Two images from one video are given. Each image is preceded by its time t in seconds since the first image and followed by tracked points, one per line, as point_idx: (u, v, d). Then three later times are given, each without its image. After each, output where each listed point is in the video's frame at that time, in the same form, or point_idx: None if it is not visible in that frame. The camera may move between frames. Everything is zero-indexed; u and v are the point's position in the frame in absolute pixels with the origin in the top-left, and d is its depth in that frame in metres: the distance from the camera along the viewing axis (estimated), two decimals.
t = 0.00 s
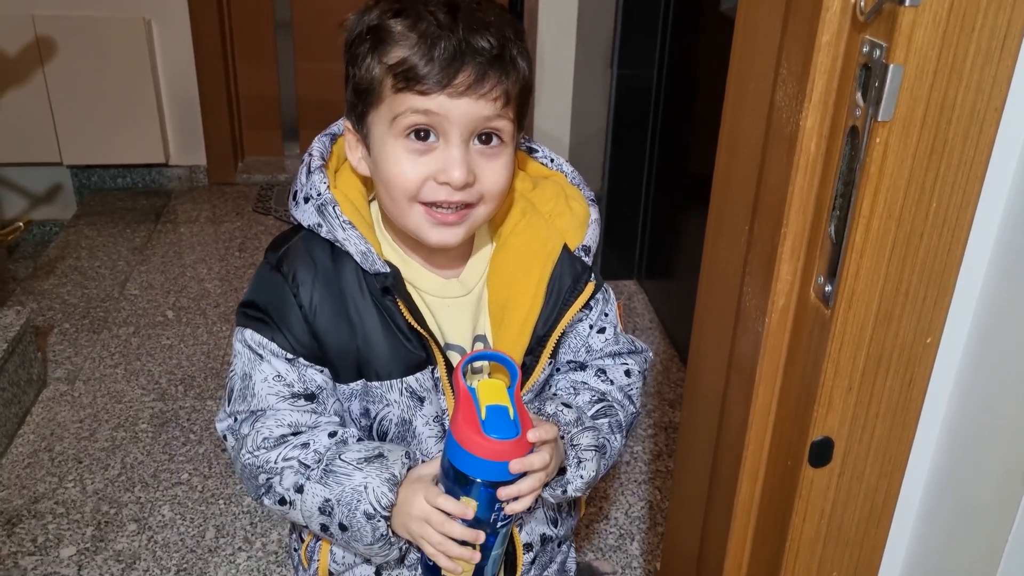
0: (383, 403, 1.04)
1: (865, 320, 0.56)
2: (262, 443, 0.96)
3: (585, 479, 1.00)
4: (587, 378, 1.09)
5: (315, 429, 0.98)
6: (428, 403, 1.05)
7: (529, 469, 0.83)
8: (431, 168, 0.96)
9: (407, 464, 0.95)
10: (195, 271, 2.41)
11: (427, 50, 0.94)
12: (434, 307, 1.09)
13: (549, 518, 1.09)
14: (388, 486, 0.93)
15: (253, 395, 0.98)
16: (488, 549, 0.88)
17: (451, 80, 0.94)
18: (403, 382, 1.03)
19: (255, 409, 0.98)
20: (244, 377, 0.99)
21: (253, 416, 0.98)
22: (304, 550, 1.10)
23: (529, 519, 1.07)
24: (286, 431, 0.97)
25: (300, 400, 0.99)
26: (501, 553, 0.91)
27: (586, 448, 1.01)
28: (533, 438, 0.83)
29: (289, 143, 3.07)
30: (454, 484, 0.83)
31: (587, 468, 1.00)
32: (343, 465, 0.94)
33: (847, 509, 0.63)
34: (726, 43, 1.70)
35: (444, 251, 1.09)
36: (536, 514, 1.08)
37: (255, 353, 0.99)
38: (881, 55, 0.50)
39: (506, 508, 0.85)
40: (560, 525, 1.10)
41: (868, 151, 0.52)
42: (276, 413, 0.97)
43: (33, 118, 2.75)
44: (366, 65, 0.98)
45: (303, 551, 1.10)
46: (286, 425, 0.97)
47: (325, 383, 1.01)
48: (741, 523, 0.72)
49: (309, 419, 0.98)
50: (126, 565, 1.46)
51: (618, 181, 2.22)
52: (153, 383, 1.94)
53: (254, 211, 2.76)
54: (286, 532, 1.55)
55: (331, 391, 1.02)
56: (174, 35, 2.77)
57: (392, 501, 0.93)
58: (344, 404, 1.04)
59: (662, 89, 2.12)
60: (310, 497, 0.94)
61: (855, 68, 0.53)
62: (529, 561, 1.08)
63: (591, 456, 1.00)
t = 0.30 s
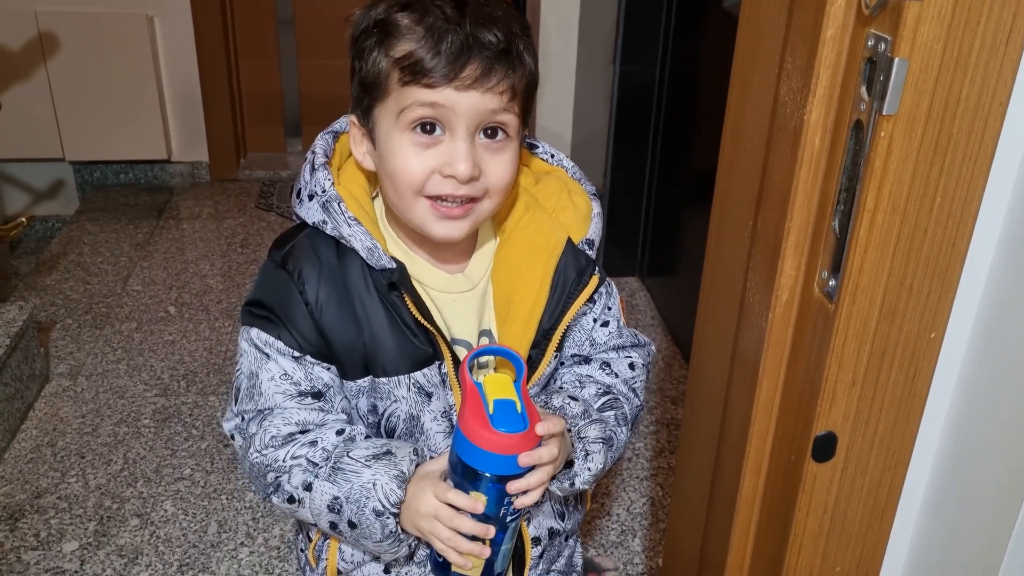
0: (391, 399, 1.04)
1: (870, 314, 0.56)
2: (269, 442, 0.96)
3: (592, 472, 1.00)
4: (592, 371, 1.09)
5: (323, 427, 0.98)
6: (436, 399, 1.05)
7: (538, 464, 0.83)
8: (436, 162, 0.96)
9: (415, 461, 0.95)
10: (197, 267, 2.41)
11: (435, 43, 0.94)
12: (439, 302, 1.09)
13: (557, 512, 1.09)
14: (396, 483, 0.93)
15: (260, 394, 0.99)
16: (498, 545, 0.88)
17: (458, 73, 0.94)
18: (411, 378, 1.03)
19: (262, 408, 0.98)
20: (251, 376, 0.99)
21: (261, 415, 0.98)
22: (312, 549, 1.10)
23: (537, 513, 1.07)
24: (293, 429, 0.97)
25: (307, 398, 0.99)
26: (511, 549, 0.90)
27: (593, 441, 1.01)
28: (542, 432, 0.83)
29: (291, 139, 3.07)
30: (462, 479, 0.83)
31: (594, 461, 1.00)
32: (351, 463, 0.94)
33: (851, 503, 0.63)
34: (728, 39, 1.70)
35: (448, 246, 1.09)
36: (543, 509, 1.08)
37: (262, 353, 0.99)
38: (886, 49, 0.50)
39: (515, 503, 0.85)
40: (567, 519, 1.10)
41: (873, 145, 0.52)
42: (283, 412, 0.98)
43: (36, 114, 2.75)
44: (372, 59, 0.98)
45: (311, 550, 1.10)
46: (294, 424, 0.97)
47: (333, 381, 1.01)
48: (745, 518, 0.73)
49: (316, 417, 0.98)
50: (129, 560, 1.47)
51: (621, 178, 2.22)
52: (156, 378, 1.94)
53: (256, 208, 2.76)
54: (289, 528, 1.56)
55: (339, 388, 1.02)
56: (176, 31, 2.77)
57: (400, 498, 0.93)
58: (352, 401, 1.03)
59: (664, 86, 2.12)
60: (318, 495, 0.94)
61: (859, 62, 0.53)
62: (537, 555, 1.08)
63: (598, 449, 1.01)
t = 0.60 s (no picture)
0: (394, 394, 1.03)
1: (871, 307, 0.56)
2: (271, 438, 0.96)
3: (595, 468, 1.00)
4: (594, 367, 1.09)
5: (325, 423, 0.98)
6: (439, 395, 1.05)
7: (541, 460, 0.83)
8: (441, 153, 0.96)
9: (418, 457, 0.95)
10: (197, 261, 2.41)
11: (439, 34, 0.94)
12: (442, 297, 1.08)
13: (558, 508, 1.09)
14: (399, 479, 0.93)
15: (263, 390, 0.99)
16: (500, 541, 0.88)
17: (462, 64, 0.93)
18: (414, 373, 1.03)
19: (264, 403, 0.98)
20: (252, 371, 0.99)
21: (263, 410, 0.98)
22: (312, 544, 1.10)
23: (538, 509, 1.07)
24: (295, 425, 0.97)
25: (309, 394, 0.99)
26: (513, 545, 0.90)
27: (596, 437, 1.01)
28: (547, 428, 0.82)
29: (291, 134, 3.07)
30: (466, 475, 0.83)
31: (597, 458, 1.00)
32: (354, 459, 0.94)
33: (851, 496, 0.63)
34: (730, 34, 1.69)
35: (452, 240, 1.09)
36: (544, 505, 1.08)
37: (263, 348, 0.99)
38: (889, 40, 0.50)
39: (518, 499, 0.85)
40: (568, 515, 1.10)
41: (875, 137, 0.51)
42: (286, 408, 0.98)
43: (36, 108, 2.75)
44: (376, 51, 0.98)
45: (311, 545, 1.10)
46: (296, 419, 0.97)
47: (335, 376, 1.01)
48: (745, 512, 0.72)
49: (318, 412, 0.98)
50: (129, 554, 1.47)
51: (621, 174, 2.22)
52: (155, 373, 1.94)
53: (257, 203, 2.76)
54: (288, 522, 1.55)
55: (341, 383, 1.02)
56: (177, 26, 2.76)
57: (403, 494, 0.93)
58: (354, 396, 1.03)
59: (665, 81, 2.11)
60: (321, 491, 0.94)
61: (862, 54, 0.53)
62: (539, 551, 1.08)
63: (601, 446, 1.01)
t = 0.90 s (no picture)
0: (387, 394, 1.03)
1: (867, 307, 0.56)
2: (263, 434, 0.96)
3: (589, 473, 1.00)
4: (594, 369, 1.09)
5: (318, 421, 0.97)
6: (433, 396, 1.05)
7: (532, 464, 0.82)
8: (437, 151, 0.96)
9: (409, 458, 0.95)
10: (194, 257, 2.40)
11: (434, 30, 0.93)
12: (439, 296, 1.08)
13: (555, 510, 1.09)
14: (389, 481, 0.92)
15: (256, 386, 0.98)
16: (490, 544, 0.88)
17: (458, 60, 0.93)
18: (407, 373, 1.03)
19: (258, 399, 0.98)
20: (246, 367, 0.99)
21: (256, 406, 0.98)
22: (307, 541, 1.10)
23: (535, 512, 1.07)
24: (288, 422, 0.97)
25: (302, 391, 0.98)
26: (504, 549, 0.90)
27: (592, 442, 1.01)
28: (537, 433, 0.82)
29: (289, 130, 3.07)
30: (455, 477, 0.83)
31: (592, 463, 1.00)
32: (344, 459, 0.93)
33: (847, 495, 0.63)
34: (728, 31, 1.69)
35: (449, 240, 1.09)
36: (541, 507, 1.07)
37: (257, 344, 0.98)
38: (886, 38, 0.49)
39: (508, 503, 0.85)
40: (565, 518, 1.10)
41: (871, 135, 0.51)
42: (279, 405, 0.97)
43: (33, 104, 2.74)
44: (371, 48, 0.98)
45: (306, 542, 1.10)
46: (288, 417, 0.97)
47: (329, 374, 1.00)
48: (739, 511, 0.72)
49: (311, 410, 0.98)
50: (125, 550, 1.47)
51: (619, 171, 2.21)
52: (152, 369, 1.94)
53: (255, 199, 2.75)
54: (285, 519, 1.55)
55: (335, 381, 1.02)
56: (174, 21, 2.76)
57: (393, 496, 0.92)
58: (348, 395, 1.03)
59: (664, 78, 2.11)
60: (310, 489, 0.94)
61: (858, 51, 0.53)
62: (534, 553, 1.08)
63: (596, 451, 1.00)
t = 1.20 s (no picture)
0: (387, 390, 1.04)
1: (864, 305, 0.56)
2: (264, 430, 0.97)
3: (589, 470, 1.00)
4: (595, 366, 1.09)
5: (319, 417, 0.98)
6: (432, 393, 1.05)
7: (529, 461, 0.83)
8: (435, 150, 0.96)
9: (408, 454, 0.95)
10: (194, 255, 2.41)
11: (431, 29, 0.94)
12: (440, 293, 1.09)
13: (556, 507, 1.09)
14: (388, 477, 0.93)
15: (257, 382, 0.99)
16: (488, 540, 0.89)
17: (455, 59, 0.93)
18: (406, 370, 1.03)
19: (259, 395, 0.99)
20: (248, 363, 0.99)
21: (258, 401, 0.99)
22: (311, 536, 1.11)
23: (535, 508, 1.07)
24: (288, 418, 0.97)
25: (303, 387, 0.99)
26: (502, 546, 0.91)
27: (591, 439, 1.01)
28: (534, 429, 0.83)
29: (289, 128, 3.07)
30: (452, 474, 0.84)
31: (591, 460, 1.00)
32: (344, 455, 0.94)
33: (844, 492, 0.64)
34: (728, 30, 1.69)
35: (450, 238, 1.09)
36: (542, 503, 1.08)
37: (259, 340, 0.99)
38: (883, 39, 0.50)
39: (506, 499, 0.85)
40: (567, 515, 1.10)
41: (868, 136, 0.52)
42: (280, 401, 0.98)
43: (33, 101, 2.75)
44: (370, 47, 0.98)
45: (310, 537, 1.11)
46: (289, 413, 0.97)
47: (330, 371, 1.01)
48: (737, 507, 0.73)
49: (312, 406, 0.98)
50: (125, 547, 1.47)
51: (619, 169, 2.22)
52: (152, 366, 1.94)
53: (254, 197, 2.76)
54: (285, 516, 1.56)
55: (336, 378, 1.02)
56: (174, 19, 2.76)
57: (392, 492, 0.93)
58: (349, 391, 1.04)
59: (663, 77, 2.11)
60: (310, 485, 0.95)
61: (856, 52, 0.53)
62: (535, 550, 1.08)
63: (595, 448, 1.01)
